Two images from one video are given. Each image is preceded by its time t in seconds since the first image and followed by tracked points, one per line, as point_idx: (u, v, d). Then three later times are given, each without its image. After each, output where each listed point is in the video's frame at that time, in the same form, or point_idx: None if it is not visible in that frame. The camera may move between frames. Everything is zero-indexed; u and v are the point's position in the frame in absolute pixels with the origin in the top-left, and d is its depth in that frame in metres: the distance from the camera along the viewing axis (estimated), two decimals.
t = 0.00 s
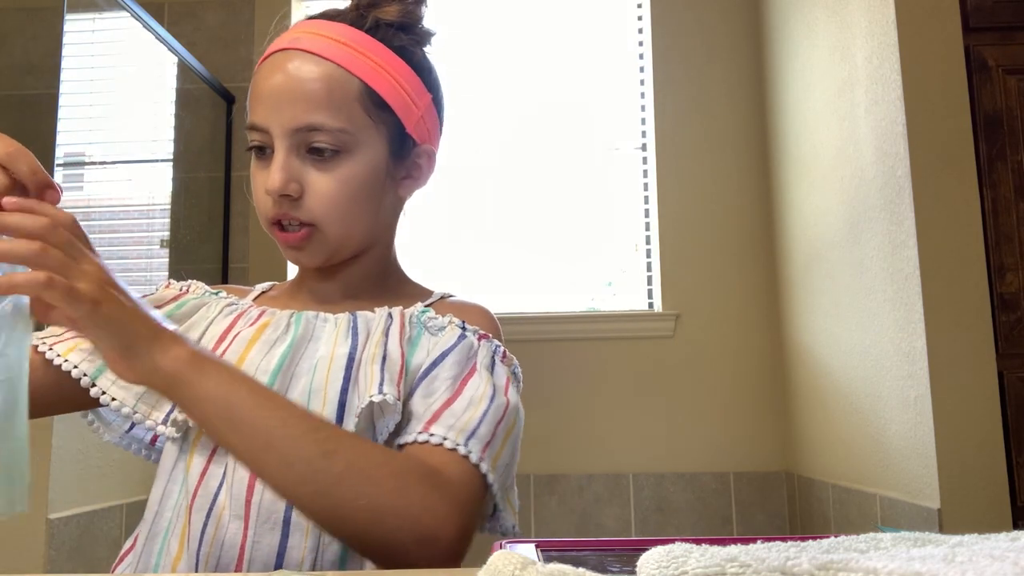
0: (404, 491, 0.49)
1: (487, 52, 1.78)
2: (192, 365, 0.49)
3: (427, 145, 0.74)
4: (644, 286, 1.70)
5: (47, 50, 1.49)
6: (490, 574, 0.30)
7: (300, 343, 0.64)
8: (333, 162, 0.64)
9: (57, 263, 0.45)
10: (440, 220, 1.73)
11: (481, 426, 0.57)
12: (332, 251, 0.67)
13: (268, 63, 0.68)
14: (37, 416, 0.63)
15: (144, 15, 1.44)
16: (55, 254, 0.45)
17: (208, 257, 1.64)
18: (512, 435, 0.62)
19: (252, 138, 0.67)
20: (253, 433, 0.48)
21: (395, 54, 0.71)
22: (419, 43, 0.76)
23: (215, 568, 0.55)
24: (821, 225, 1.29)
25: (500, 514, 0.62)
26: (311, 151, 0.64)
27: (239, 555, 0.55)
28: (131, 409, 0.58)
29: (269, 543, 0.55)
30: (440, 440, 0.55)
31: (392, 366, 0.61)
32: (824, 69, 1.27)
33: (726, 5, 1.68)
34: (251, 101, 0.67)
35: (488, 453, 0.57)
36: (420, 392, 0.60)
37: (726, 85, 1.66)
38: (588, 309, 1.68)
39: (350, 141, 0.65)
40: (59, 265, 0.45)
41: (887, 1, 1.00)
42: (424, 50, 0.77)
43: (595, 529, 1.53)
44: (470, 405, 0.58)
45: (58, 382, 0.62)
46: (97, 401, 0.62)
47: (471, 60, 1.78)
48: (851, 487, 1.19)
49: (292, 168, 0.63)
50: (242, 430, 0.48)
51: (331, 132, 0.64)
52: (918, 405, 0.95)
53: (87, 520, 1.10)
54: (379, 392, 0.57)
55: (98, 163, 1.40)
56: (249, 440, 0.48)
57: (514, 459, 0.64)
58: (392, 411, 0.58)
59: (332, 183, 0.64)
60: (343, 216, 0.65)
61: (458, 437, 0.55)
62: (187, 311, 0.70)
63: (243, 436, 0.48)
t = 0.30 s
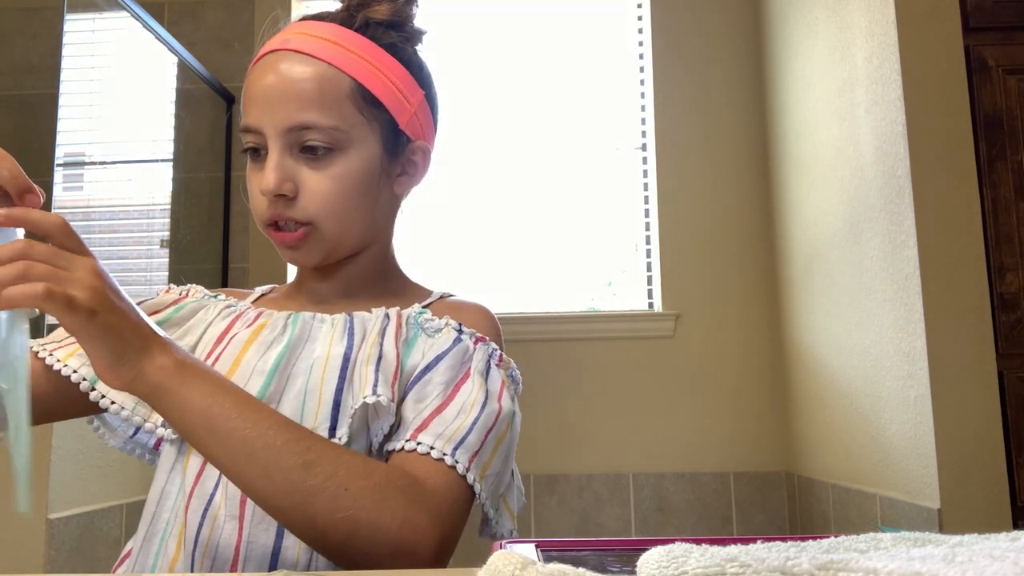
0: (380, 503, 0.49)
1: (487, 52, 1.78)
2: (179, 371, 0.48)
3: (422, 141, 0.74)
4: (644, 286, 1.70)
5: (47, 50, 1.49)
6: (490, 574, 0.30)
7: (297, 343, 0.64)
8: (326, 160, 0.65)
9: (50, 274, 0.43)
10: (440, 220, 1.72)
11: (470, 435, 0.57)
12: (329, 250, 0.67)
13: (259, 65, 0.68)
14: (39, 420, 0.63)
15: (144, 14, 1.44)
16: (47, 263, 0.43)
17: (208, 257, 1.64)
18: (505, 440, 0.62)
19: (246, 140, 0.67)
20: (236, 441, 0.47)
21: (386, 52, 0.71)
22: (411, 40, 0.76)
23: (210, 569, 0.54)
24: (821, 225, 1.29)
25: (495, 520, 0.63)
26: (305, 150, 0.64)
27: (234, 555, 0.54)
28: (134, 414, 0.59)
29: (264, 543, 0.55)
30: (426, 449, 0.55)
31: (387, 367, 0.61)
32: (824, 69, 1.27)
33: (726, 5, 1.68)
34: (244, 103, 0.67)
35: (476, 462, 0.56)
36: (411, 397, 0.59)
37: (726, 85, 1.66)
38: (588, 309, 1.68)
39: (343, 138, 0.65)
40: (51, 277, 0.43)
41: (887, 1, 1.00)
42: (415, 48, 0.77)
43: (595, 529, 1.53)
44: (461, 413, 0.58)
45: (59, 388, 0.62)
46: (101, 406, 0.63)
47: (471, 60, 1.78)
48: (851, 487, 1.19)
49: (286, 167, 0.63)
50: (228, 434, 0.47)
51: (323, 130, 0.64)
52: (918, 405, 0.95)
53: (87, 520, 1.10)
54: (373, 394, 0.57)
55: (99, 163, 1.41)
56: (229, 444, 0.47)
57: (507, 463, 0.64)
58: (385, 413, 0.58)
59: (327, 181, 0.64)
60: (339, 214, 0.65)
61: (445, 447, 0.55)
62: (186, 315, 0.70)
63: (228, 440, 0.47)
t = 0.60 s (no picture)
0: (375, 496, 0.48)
1: (488, 52, 1.78)
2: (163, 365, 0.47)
3: (415, 137, 0.74)
4: (644, 286, 1.70)
5: (48, 50, 1.49)
6: (490, 574, 0.30)
7: (296, 343, 0.64)
8: (321, 159, 0.65)
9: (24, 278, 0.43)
10: (440, 220, 1.73)
11: (468, 428, 0.57)
12: (327, 249, 0.67)
13: (254, 66, 0.68)
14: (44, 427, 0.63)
15: (144, 15, 1.44)
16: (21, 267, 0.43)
17: (208, 256, 1.64)
18: (504, 434, 0.62)
19: (243, 142, 0.67)
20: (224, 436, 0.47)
21: (378, 50, 0.71)
22: (402, 38, 0.76)
23: (212, 568, 0.54)
24: (821, 225, 1.29)
25: (496, 514, 0.63)
26: (299, 149, 0.64)
27: (235, 554, 0.54)
28: (137, 417, 0.59)
29: (264, 542, 0.55)
30: (424, 443, 0.55)
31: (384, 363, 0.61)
32: (824, 69, 1.27)
33: (726, 5, 1.68)
34: (240, 104, 0.68)
35: (474, 456, 0.56)
36: (409, 392, 0.59)
37: (726, 85, 1.66)
38: (588, 309, 1.68)
39: (337, 136, 0.65)
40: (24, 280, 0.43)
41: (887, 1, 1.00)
42: (408, 46, 0.77)
43: (595, 529, 1.53)
44: (459, 406, 0.58)
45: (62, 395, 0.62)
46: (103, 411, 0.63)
47: (471, 60, 1.78)
48: (850, 487, 1.19)
49: (280, 168, 0.63)
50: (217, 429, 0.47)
51: (317, 128, 0.64)
52: (918, 405, 0.95)
53: (87, 520, 1.10)
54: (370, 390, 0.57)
55: (99, 163, 1.41)
56: (220, 441, 0.47)
57: (507, 456, 0.64)
58: (382, 409, 0.58)
59: (321, 180, 0.64)
60: (334, 212, 0.65)
61: (442, 440, 0.55)
62: (186, 318, 0.70)
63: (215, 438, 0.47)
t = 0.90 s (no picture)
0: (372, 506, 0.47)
1: (487, 52, 1.78)
2: (150, 374, 0.42)
3: (414, 137, 0.74)
4: (644, 286, 1.70)
5: (47, 50, 1.49)
6: (490, 574, 0.30)
7: (295, 344, 0.64)
8: (319, 158, 0.65)
9: None
10: (440, 220, 1.73)
11: (467, 430, 0.57)
12: (326, 249, 0.68)
13: (254, 66, 0.68)
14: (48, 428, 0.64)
15: (144, 14, 1.44)
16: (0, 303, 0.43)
17: (208, 257, 1.64)
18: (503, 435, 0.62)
19: (242, 143, 0.67)
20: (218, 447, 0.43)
21: (376, 49, 0.71)
22: (401, 38, 0.75)
23: (210, 568, 0.54)
24: (821, 225, 1.29)
25: (498, 516, 0.63)
26: (298, 149, 0.64)
27: (233, 553, 0.54)
28: (138, 418, 0.59)
29: (262, 541, 0.55)
30: (423, 445, 0.55)
31: (381, 363, 0.61)
32: (824, 69, 1.27)
33: (726, 5, 1.68)
34: (239, 105, 0.68)
35: (473, 458, 0.56)
36: (408, 393, 0.59)
37: (726, 85, 1.66)
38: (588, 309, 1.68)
39: (335, 135, 0.65)
40: None
41: (887, 1, 1.00)
42: (407, 46, 0.77)
43: (595, 529, 1.53)
44: (458, 407, 0.58)
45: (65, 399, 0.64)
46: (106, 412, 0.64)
47: (471, 60, 1.78)
48: (850, 487, 1.19)
49: (279, 167, 0.64)
50: (211, 437, 0.43)
51: (314, 128, 0.64)
52: (918, 405, 0.95)
53: (87, 520, 1.10)
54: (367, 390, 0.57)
55: (99, 163, 1.41)
56: (214, 450, 0.43)
57: (508, 457, 0.64)
58: (380, 410, 0.58)
59: (319, 180, 0.64)
60: (332, 211, 0.65)
61: (441, 443, 0.55)
62: (189, 319, 0.70)
63: (211, 446, 0.43)
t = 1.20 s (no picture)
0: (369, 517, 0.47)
1: (487, 52, 1.78)
2: (147, 383, 0.43)
3: (419, 137, 0.74)
4: (644, 286, 1.70)
5: (48, 49, 1.49)
6: (489, 574, 0.30)
7: (296, 346, 0.64)
8: (323, 158, 0.65)
9: None
10: (440, 220, 1.72)
11: (465, 440, 0.56)
12: (330, 248, 0.68)
13: (259, 65, 0.68)
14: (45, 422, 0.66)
15: (144, 14, 1.43)
16: None
17: (208, 257, 1.64)
18: (503, 444, 0.61)
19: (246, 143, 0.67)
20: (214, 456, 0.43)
21: (382, 49, 0.71)
22: (407, 37, 0.75)
23: (204, 569, 0.54)
24: (821, 225, 1.29)
25: (496, 525, 0.63)
26: (301, 149, 0.64)
27: (227, 554, 0.54)
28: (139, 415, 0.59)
29: (255, 544, 0.54)
30: (420, 455, 0.54)
31: (380, 368, 0.61)
32: (824, 69, 1.27)
33: (726, 5, 1.68)
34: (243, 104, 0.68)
35: (472, 468, 0.56)
36: (408, 401, 0.59)
37: (726, 85, 1.66)
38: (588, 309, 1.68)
39: (339, 135, 0.65)
40: None
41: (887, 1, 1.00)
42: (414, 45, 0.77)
43: (595, 529, 1.53)
44: (457, 418, 0.58)
45: (63, 398, 0.66)
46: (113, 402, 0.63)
47: (471, 60, 1.78)
48: (850, 487, 1.19)
49: (283, 168, 0.64)
50: (207, 447, 0.43)
51: (318, 128, 0.64)
52: (918, 405, 0.95)
53: (87, 520, 1.10)
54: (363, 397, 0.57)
55: (99, 162, 1.44)
56: (210, 460, 0.43)
57: (507, 466, 0.64)
58: (377, 416, 0.58)
59: (322, 181, 0.64)
60: (335, 212, 0.65)
61: (439, 453, 0.55)
62: (193, 316, 0.71)
63: (207, 456, 0.43)
